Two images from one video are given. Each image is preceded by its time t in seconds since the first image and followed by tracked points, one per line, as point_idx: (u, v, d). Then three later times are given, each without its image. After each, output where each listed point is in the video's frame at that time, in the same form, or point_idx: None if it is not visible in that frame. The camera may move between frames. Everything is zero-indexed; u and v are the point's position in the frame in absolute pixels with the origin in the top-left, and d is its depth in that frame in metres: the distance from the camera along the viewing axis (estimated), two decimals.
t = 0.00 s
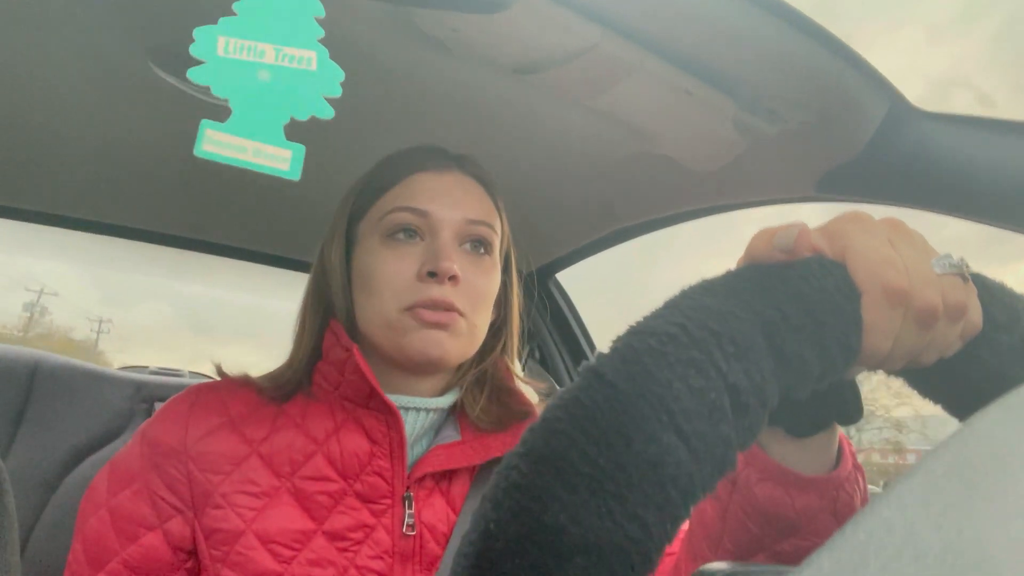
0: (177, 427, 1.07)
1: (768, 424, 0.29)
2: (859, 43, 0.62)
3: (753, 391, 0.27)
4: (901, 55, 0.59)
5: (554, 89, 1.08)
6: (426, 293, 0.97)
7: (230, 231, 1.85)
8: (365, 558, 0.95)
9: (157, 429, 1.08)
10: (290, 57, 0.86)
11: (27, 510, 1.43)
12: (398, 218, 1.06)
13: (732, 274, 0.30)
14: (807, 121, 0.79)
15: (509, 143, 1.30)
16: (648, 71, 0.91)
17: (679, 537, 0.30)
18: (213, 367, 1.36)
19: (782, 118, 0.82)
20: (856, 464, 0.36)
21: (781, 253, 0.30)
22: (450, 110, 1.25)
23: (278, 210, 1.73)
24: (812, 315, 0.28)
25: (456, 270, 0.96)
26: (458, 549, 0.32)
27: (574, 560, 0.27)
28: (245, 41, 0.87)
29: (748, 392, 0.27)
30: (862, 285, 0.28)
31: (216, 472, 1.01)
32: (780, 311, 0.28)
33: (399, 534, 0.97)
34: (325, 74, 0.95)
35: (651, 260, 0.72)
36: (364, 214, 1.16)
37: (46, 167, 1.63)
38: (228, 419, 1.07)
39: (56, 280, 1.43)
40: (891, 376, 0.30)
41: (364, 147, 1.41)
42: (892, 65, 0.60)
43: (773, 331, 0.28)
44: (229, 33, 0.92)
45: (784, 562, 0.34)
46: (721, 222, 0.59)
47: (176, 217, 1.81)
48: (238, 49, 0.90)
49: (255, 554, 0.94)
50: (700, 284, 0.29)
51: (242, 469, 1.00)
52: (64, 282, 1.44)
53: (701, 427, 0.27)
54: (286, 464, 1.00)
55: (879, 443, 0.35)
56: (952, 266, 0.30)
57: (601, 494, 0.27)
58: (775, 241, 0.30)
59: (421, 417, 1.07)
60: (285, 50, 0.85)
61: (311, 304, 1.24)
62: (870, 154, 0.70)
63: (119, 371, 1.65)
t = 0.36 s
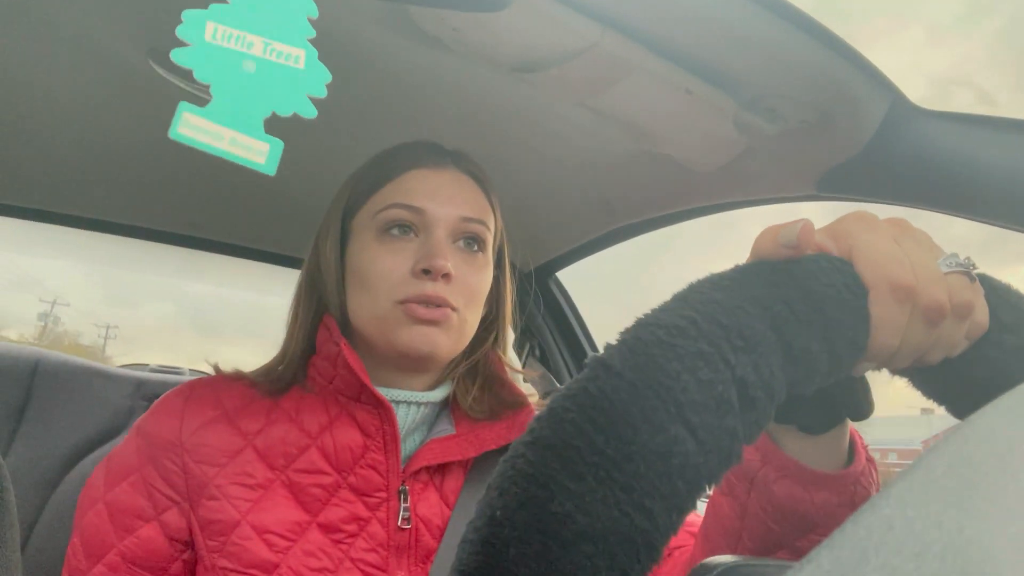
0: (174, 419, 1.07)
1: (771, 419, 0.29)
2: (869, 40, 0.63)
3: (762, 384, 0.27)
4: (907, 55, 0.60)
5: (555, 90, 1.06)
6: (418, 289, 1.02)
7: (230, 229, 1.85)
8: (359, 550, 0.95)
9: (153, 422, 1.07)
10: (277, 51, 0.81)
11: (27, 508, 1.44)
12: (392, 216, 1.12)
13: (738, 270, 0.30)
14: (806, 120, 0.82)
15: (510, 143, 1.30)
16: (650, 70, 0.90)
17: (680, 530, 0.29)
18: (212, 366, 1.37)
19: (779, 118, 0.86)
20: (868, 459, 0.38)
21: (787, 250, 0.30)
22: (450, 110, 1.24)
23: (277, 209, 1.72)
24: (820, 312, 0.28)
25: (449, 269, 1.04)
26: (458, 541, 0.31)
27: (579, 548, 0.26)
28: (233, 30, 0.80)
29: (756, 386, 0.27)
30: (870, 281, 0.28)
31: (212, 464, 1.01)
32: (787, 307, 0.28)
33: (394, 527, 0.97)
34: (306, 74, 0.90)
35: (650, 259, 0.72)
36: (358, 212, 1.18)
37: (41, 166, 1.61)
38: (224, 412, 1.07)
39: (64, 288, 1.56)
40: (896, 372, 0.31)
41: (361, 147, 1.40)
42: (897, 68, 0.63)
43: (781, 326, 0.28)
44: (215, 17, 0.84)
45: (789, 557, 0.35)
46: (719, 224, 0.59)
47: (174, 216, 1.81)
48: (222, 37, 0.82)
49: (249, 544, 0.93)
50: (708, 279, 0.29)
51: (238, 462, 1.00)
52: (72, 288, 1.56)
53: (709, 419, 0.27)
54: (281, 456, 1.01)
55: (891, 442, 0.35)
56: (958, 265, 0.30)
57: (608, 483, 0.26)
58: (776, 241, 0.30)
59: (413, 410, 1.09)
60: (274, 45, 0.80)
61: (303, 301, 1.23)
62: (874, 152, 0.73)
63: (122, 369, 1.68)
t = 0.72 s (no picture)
0: (174, 419, 1.07)
1: (772, 419, 0.29)
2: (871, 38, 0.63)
3: (762, 383, 0.27)
4: (906, 54, 0.60)
5: (555, 90, 1.06)
6: (420, 283, 1.03)
7: (230, 228, 1.85)
8: (359, 550, 0.94)
9: (154, 422, 1.07)
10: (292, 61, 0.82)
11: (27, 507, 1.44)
12: (393, 213, 1.12)
13: (739, 269, 0.30)
14: (806, 119, 0.82)
15: (510, 143, 1.30)
16: (650, 70, 0.90)
17: (681, 530, 0.29)
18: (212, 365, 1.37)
19: (779, 117, 0.86)
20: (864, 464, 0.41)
21: (788, 248, 0.30)
22: (450, 109, 1.24)
23: (277, 209, 1.72)
24: (820, 311, 0.28)
25: (451, 263, 1.05)
26: (460, 540, 0.31)
27: (580, 547, 0.26)
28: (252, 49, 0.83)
29: (756, 385, 0.27)
30: (871, 280, 0.28)
31: (212, 464, 1.01)
32: (788, 305, 0.28)
33: (394, 528, 0.97)
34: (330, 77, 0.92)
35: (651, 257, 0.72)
36: (358, 210, 1.18)
37: (40, 167, 1.61)
38: (225, 411, 1.07)
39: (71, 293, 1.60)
40: (897, 371, 0.30)
41: (361, 146, 1.39)
42: (896, 67, 0.63)
43: (781, 325, 0.28)
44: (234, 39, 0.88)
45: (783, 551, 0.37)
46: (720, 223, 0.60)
47: (174, 216, 1.81)
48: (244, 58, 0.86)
49: (249, 544, 0.93)
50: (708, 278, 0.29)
51: (238, 462, 1.00)
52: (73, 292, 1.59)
53: (709, 418, 0.27)
54: (281, 457, 1.00)
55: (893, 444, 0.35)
56: (958, 263, 0.30)
57: (608, 482, 0.26)
58: (775, 241, 0.30)
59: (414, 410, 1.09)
60: (290, 57, 0.82)
61: (305, 300, 1.24)
62: (875, 150, 0.73)
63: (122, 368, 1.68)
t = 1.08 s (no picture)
0: (176, 422, 1.07)
1: (768, 422, 0.29)
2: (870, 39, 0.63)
3: (757, 387, 0.27)
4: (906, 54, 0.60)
5: (553, 90, 1.06)
6: (417, 286, 1.03)
7: (229, 229, 1.86)
8: (361, 553, 0.94)
9: (157, 425, 1.07)
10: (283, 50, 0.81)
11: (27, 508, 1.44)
12: (389, 216, 1.11)
13: (734, 271, 0.30)
14: (806, 119, 0.82)
15: (509, 144, 1.30)
16: (650, 71, 0.90)
17: (678, 534, 0.29)
18: (211, 366, 1.37)
19: (779, 117, 0.86)
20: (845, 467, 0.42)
21: (785, 249, 0.30)
22: (449, 109, 1.24)
23: (277, 209, 1.72)
24: (815, 313, 0.28)
25: (447, 266, 1.04)
26: (458, 546, 0.31)
27: (576, 554, 0.26)
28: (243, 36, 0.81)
29: (751, 389, 0.27)
30: (866, 281, 0.28)
31: (215, 467, 1.01)
32: (782, 308, 0.28)
33: (395, 530, 0.97)
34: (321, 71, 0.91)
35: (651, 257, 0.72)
36: (355, 212, 1.18)
37: (40, 167, 1.61)
38: (226, 415, 1.07)
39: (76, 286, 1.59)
40: (892, 373, 0.31)
41: (360, 147, 1.40)
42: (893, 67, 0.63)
43: (776, 327, 0.28)
44: (226, 22, 0.85)
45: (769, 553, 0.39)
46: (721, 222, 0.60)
47: (174, 217, 1.81)
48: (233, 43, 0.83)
49: (252, 548, 0.93)
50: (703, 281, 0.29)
51: (240, 465, 1.00)
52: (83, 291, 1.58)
53: (703, 423, 0.27)
54: (284, 460, 1.01)
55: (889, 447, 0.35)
56: (953, 263, 0.30)
57: (603, 489, 0.26)
58: (771, 243, 0.30)
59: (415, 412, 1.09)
60: (281, 48, 0.80)
61: (303, 302, 1.23)
62: (876, 149, 0.72)
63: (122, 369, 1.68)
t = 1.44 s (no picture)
0: (177, 419, 1.07)
1: (766, 422, 0.29)
2: (871, 39, 0.62)
3: (756, 387, 0.27)
4: (906, 55, 0.60)
5: (554, 89, 1.06)
6: (419, 283, 1.03)
7: (230, 227, 1.86)
8: (361, 551, 0.95)
9: (157, 423, 1.07)
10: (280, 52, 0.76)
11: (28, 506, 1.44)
12: (391, 213, 1.11)
13: (733, 270, 0.30)
14: (806, 118, 0.82)
15: (509, 143, 1.30)
16: (650, 72, 0.90)
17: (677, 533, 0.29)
18: (211, 365, 1.37)
19: (779, 116, 0.86)
20: (844, 466, 0.42)
21: (785, 249, 0.30)
22: (449, 109, 1.24)
23: (277, 208, 1.72)
24: (813, 313, 0.28)
25: (450, 263, 1.05)
26: (457, 544, 0.31)
27: (575, 555, 0.27)
28: (239, 35, 0.76)
29: (749, 388, 0.27)
30: (865, 280, 0.28)
31: (215, 465, 1.01)
32: (781, 308, 0.28)
33: (395, 528, 0.97)
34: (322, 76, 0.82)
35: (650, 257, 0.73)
36: (356, 210, 1.18)
37: (41, 167, 1.61)
38: (227, 412, 1.07)
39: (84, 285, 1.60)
40: (891, 373, 0.31)
41: (360, 147, 1.40)
42: (893, 65, 0.62)
43: (775, 327, 0.28)
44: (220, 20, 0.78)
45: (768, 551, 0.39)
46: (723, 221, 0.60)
47: (174, 216, 1.81)
48: (227, 44, 0.77)
49: (252, 546, 0.93)
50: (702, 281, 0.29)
51: (241, 463, 1.00)
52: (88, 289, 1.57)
53: (702, 422, 0.27)
54: (284, 457, 1.01)
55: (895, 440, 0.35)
56: (953, 261, 0.30)
57: (602, 489, 0.27)
58: (769, 244, 0.31)
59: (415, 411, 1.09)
60: (277, 47, 0.75)
61: (304, 300, 1.23)
62: (876, 148, 0.72)
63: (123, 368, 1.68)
